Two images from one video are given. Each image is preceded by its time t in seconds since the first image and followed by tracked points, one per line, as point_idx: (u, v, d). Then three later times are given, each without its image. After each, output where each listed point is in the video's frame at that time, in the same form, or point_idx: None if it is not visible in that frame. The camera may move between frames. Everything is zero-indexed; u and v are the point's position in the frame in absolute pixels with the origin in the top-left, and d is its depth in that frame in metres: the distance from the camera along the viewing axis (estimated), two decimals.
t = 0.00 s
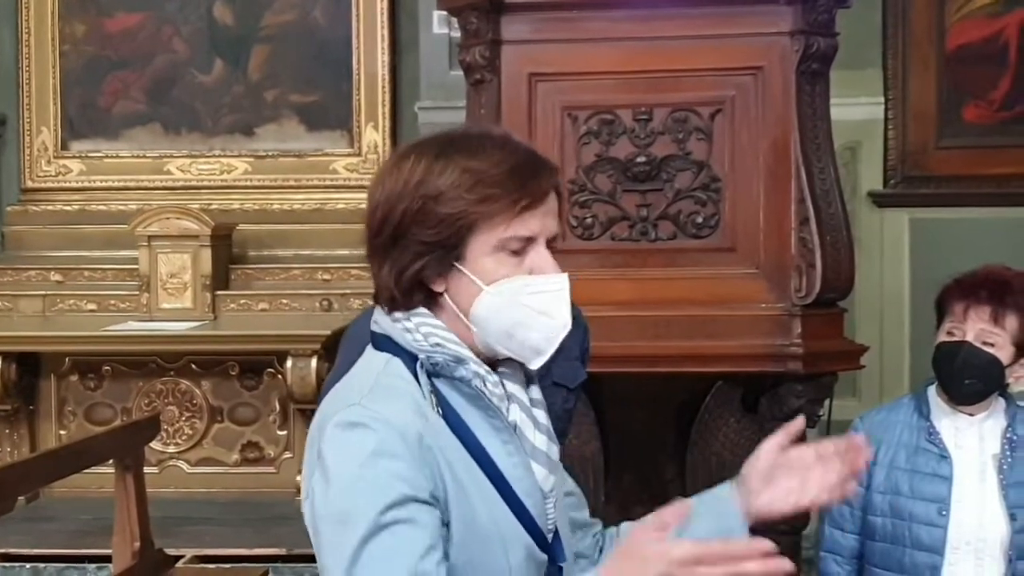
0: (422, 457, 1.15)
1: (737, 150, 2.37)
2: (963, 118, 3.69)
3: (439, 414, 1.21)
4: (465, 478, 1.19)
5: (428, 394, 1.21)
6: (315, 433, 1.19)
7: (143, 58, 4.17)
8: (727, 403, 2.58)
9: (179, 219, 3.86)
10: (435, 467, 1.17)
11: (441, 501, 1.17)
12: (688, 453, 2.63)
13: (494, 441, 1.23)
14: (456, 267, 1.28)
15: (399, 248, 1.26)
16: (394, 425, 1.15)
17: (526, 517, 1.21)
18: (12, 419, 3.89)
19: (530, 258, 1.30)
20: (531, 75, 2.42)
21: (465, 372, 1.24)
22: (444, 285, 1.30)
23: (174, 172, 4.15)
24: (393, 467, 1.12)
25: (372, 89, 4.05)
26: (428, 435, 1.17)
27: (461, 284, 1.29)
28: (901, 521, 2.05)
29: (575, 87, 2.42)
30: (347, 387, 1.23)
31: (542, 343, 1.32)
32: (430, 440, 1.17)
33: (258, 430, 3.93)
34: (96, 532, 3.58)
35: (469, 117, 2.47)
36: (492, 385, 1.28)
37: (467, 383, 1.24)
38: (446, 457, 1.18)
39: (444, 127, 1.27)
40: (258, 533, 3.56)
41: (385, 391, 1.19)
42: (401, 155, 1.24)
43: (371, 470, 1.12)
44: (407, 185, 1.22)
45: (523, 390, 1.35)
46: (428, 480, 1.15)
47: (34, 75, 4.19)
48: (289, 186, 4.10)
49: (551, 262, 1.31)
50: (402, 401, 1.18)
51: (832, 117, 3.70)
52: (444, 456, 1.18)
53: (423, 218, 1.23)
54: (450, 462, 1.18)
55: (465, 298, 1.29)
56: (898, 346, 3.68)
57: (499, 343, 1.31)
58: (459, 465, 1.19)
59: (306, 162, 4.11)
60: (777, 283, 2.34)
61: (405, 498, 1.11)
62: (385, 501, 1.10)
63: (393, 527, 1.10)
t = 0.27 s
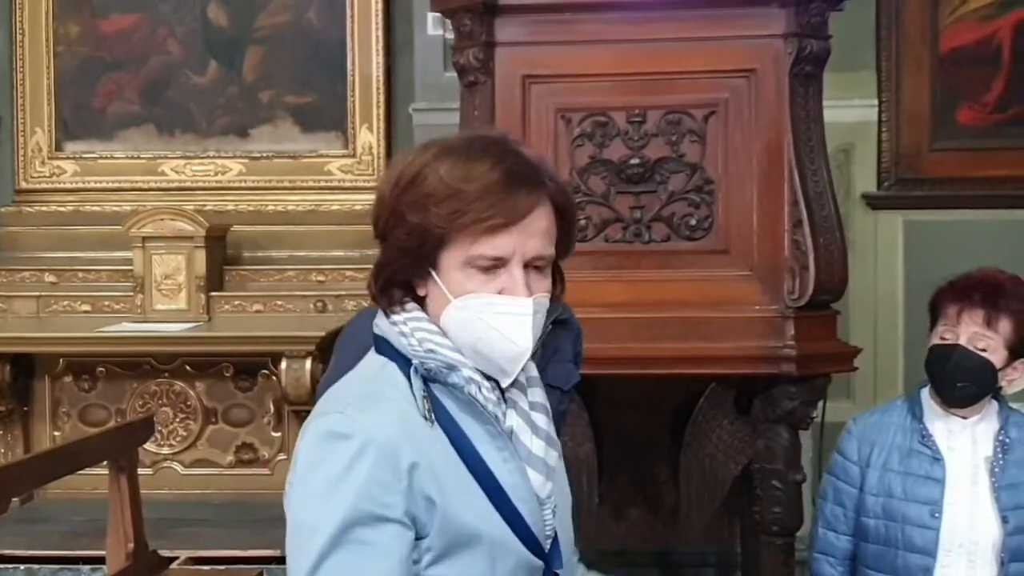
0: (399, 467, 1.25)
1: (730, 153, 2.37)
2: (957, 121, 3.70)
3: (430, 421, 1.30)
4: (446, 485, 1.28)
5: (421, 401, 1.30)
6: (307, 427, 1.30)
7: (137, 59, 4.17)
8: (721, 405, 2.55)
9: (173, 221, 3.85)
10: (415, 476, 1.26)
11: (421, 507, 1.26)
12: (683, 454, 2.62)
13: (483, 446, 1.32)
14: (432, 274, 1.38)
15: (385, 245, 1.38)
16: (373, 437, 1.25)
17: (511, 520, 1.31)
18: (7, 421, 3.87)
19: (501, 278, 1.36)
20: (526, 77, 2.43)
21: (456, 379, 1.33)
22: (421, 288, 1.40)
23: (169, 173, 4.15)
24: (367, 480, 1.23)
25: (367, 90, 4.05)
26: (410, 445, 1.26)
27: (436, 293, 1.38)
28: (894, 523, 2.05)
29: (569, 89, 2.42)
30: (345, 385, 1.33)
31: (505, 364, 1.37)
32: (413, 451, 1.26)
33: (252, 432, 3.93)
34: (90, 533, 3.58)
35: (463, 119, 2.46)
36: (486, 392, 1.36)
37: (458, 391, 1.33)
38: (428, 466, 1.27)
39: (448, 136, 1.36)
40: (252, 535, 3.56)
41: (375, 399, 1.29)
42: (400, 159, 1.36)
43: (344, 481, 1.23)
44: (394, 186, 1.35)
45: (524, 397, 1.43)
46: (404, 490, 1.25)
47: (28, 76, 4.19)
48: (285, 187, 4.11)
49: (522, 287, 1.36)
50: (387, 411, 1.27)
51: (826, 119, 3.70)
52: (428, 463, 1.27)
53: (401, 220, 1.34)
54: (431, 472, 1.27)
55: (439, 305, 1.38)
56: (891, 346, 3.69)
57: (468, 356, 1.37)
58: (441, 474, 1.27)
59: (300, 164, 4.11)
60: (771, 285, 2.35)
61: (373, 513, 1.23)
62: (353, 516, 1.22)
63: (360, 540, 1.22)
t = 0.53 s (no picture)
0: (394, 473, 1.26)
1: (726, 153, 2.38)
2: (952, 122, 3.71)
3: (431, 426, 1.30)
4: (445, 491, 1.28)
5: (422, 405, 1.31)
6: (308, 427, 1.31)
7: (133, 59, 4.17)
8: (715, 404, 2.56)
9: (169, 221, 3.85)
10: (412, 482, 1.27)
11: (417, 514, 1.28)
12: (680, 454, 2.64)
13: (485, 450, 1.32)
14: (432, 275, 1.37)
15: (376, 258, 1.37)
16: (372, 443, 1.26)
17: (512, 527, 1.31)
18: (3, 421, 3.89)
19: (506, 262, 1.36)
20: (521, 79, 2.43)
21: (460, 382, 1.33)
22: (422, 293, 1.38)
23: (165, 173, 4.15)
24: (360, 486, 1.24)
25: (362, 91, 4.05)
26: (407, 450, 1.27)
27: (442, 293, 1.37)
28: (890, 523, 2.06)
29: (565, 90, 2.43)
30: (350, 386, 1.34)
31: (524, 346, 1.36)
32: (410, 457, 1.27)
33: (248, 432, 3.93)
34: (86, 533, 3.58)
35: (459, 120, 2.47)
36: (494, 395, 1.36)
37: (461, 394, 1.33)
38: (426, 472, 1.28)
39: (422, 138, 1.37)
40: (248, 535, 3.56)
41: (375, 403, 1.29)
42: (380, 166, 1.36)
43: (337, 487, 1.24)
44: (382, 192, 1.34)
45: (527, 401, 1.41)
46: (400, 497, 1.26)
47: (24, 76, 4.19)
48: (281, 188, 4.11)
49: (528, 266, 1.37)
50: (386, 416, 1.28)
51: (821, 120, 3.71)
52: (427, 469, 1.28)
53: (392, 225, 1.34)
54: (429, 477, 1.28)
55: (445, 305, 1.37)
56: (886, 346, 3.70)
57: (485, 347, 1.37)
58: (440, 480, 1.28)
59: (296, 164, 4.11)
60: (766, 286, 2.35)
61: (367, 518, 1.25)
62: (347, 520, 1.24)
63: (353, 542, 1.25)
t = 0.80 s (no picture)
0: (387, 471, 1.25)
1: (724, 157, 2.38)
2: (950, 126, 3.71)
3: (420, 424, 1.30)
4: (437, 488, 1.28)
5: (410, 403, 1.31)
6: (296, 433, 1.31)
7: (131, 62, 4.18)
8: (714, 408, 2.59)
9: (167, 224, 3.86)
10: (404, 479, 1.27)
11: (410, 510, 1.27)
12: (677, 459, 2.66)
13: (473, 447, 1.33)
14: (417, 261, 1.37)
15: (355, 266, 1.36)
16: (362, 442, 1.25)
17: (503, 523, 1.31)
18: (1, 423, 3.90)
19: (485, 231, 1.38)
20: (520, 82, 2.43)
21: (446, 379, 1.33)
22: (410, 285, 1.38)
23: (163, 176, 4.15)
24: (355, 485, 1.24)
25: (361, 94, 4.06)
26: (398, 448, 1.27)
27: (429, 276, 1.37)
28: (889, 526, 2.06)
29: (563, 94, 2.43)
30: (336, 390, 1.33)
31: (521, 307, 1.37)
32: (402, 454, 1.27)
33: (246, 435, 3.93)
34: (84, 536, 3.58)
35: (456, 123, 2.48)
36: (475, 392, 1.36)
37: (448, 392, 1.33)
38: (417, 469, 1.27)
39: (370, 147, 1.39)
40: (246, 538, 3.56)
41: (364, 402, 1.29)
42: (335, 180, 1.36)
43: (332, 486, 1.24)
44: (349, 199, 1.34)
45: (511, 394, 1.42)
46: (392, 493, 1.25)
47: (22, 79, 4.19)
48: (279, 191, 4.11)
49: (507, 231, 1.39)
50: (376, 414, 1.28)
51: (819, 124, 3.71)
52: (418, 467, 1.28)
53: (366, 226, 1.33)
54: (421, 474, 1.27)
55: (435, 286, 1.37)
56: (883, 349, 3.70)
57: (481, 320, 1.37)
58: (432, 477, 1.28)
59: (294, 167, 4.11)
60: (763, 290, 2.36)
61: (362, 515, 1.23)
62: (343, 519, 1.23)
63: (350, 541, 1.23)
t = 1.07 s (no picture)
0: (367, 485, 1.13)
1: (723, 161, 2.39)
2: (948, 130, 3.72)
3: (396, 432, 1.16)
4: (423, 496, 1.14)
5: (383, 411, 1.17)
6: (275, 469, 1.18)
7: (131, 67, 4.19)
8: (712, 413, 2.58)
9: (166, 228, 3.87)
10: (387, 492, 1.13)
11: (396, 523, 1.14)
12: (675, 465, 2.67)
13: (459, 450, 1.18)
14: (377, 264, 1.22)
15: (312, 286, 1.21)
16: (339, 459, 1.12)
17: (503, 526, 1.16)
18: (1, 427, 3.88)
19: (437, 224, 1.26)
20: (519, 87, 2.44)
21: (417, 381, 1.19)
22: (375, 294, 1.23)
23: (162, 180, 4.14)
24: (334, 505, 1.11)
25: (360, 99, 4.06)
26: (376, 459, 1.14)
27: (392, 278, 1.22)
28: (890, 530, 2.06)
29: (563, 99, 2.44)
30: (308, 413, 1.20)
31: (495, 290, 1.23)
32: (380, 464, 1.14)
33: (245, 439, 3.92)
34: (82, 541, 3.58)
35: (455, 129, 2.47)
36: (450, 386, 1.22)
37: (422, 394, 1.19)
38: (399, 479, 1.14)
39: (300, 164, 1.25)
40: (245, 543, 3.56)
41: (334, 418, 1.16)
42: (273, 206, 1.21)
43: (310, 511, 1.11)
44: (293, 221, 1.19)
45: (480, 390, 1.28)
46: (376, 507, 1.12)
47: (22, 84, 4.19)
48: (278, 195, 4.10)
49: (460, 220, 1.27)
50: (348, 429, 1.15)
51: (817, 128, 3.72)
52: (400, 475, 1.14)
53: (319, 241, 1.19)
54: (404, 483, 1.14)
55: (400, 287, 1.22)
56: (882, 352, 3.70)
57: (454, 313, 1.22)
58: (416, 486, 1.14)
59: (293, 171, 4.11)
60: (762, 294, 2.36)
61: (344, 536, 1.11)
62: (325, 544, 1.10)
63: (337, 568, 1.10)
